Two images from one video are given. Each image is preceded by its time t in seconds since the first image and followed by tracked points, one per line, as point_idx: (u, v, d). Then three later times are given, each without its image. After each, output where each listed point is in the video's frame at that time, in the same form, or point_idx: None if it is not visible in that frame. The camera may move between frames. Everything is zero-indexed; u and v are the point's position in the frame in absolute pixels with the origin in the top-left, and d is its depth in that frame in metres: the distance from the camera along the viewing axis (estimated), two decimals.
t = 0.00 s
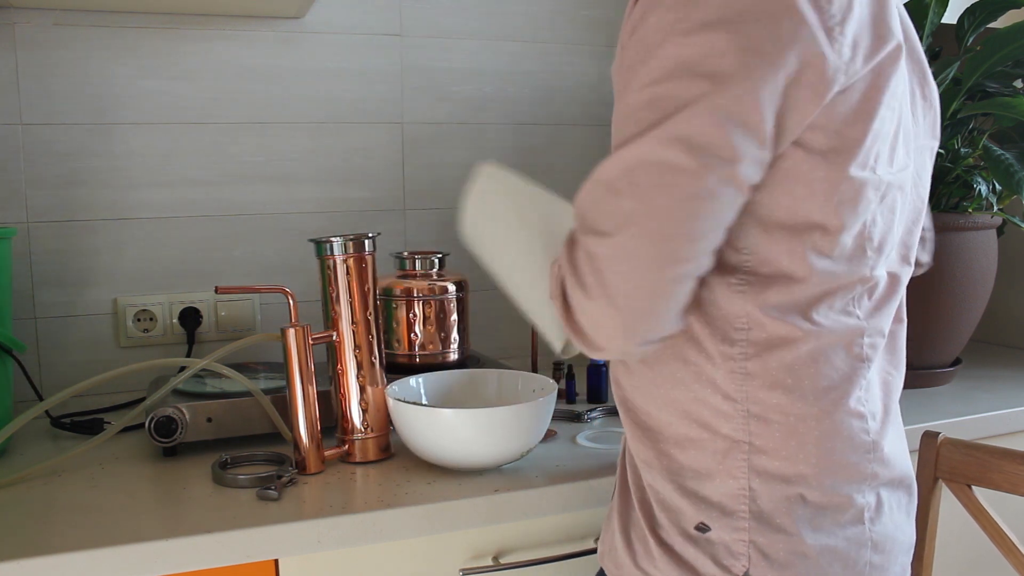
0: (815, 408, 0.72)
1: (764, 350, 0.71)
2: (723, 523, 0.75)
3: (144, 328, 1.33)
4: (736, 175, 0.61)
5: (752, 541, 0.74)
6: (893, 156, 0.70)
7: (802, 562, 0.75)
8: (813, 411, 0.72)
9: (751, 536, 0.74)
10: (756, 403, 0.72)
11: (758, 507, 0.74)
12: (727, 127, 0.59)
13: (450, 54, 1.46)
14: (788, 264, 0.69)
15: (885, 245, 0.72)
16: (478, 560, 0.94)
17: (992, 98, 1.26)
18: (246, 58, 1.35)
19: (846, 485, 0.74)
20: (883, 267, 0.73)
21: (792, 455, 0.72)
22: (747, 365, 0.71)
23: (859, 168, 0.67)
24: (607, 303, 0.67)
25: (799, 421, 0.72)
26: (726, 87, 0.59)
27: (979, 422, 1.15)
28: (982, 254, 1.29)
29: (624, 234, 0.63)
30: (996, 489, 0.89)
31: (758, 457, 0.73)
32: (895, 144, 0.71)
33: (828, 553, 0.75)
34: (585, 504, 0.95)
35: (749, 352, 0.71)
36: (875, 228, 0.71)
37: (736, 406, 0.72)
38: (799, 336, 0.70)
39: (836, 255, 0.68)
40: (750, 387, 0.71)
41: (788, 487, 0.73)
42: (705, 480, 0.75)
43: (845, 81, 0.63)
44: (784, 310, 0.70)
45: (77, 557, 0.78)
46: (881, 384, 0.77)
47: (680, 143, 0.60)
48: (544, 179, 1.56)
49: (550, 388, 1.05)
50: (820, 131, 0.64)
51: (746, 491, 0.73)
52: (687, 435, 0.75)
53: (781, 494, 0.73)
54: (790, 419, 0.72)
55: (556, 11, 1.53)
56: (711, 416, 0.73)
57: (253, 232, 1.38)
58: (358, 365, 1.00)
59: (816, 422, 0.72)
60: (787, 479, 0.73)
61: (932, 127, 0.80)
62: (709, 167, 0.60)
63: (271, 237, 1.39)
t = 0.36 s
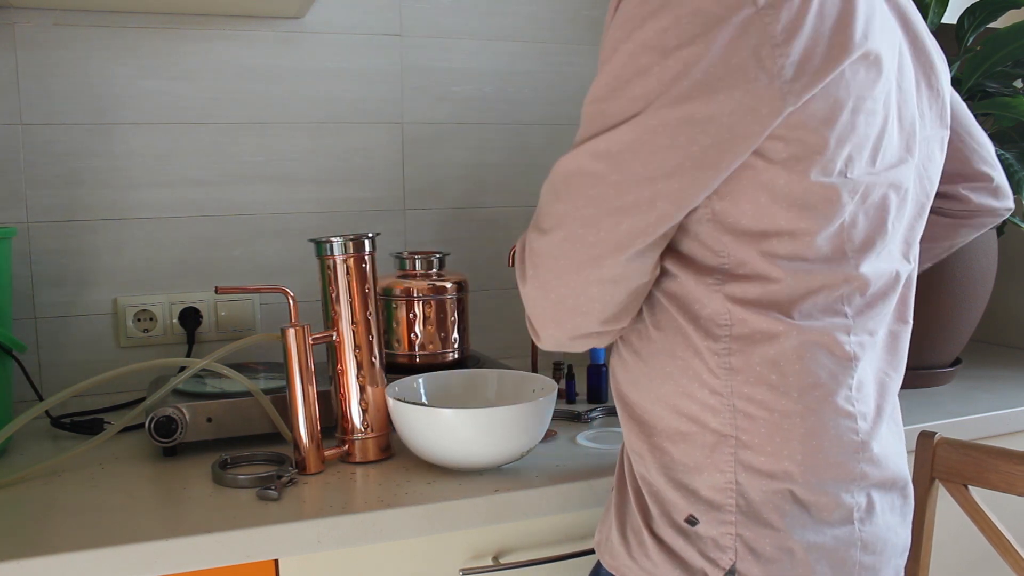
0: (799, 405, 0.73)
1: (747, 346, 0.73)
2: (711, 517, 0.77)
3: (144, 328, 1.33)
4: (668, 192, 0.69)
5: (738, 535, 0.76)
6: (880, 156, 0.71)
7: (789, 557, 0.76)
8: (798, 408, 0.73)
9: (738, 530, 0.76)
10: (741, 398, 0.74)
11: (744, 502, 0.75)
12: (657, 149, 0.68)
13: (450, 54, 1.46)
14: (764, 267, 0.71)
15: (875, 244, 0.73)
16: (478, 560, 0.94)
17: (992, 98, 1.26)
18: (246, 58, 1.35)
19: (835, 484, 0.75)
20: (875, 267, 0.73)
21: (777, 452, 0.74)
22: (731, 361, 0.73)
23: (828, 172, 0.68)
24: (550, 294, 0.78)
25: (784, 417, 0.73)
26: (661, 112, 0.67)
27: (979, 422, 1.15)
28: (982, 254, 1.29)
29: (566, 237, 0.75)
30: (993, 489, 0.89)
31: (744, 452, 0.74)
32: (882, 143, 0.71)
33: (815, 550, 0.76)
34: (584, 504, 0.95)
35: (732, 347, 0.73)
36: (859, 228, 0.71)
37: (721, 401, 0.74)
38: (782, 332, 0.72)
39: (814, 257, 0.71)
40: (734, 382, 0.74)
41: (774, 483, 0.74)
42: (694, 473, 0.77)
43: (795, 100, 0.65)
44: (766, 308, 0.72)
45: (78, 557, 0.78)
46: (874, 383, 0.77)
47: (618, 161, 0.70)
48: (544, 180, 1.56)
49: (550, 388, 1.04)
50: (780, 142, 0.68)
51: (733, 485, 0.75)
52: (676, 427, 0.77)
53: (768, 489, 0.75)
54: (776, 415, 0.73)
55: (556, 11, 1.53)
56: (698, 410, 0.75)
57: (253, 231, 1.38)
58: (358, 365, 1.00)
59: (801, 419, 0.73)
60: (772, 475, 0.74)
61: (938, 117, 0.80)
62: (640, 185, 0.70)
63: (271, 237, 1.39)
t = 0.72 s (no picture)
0: (801, 406, 0.73)
1: (747, 347, 0.73)
2: (714, 517, 0.77)
3: (144, 328, 1.33)
4: (676, 202, 0.69)
5: (742, 534, 0.76)
6: (874, 152, 0.71)
7: (794, 556, 0.76)
8: (799, 409, 0.73)
9: (741, 530, 0.76)
10: (743, 399, 0.73)
11: (748, 502, 0.75)
12: (662, 158, 0.68)
13: (450, 54, 1.46)
14: (764, 269, 0.72)
15: (874, 241, 0.73)
16: (478, 560, 0.94)
17: (992, 98, 1.25)
18: (246, 59, 1.35)
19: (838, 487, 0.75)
20: (875, 264, 0.74)
21: (780, 452, 0.74)
22: (732, 363, 0.73)
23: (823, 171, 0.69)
24: (561, 312, 0.78)
25: (785, 418, 0.73)
26: (663, 121, 0.67)
27: (979, 422, 1.15)
28: (982, 254, 1.29)
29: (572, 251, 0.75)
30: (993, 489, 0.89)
31: (747, 452, 0.74)
32: (877, 141, 0.72)
33: (819, 549, 0.76)
34: (584, 504, 0.95)
35: (733, 349, 0.73)
36: (856, 225, 0.72)
37: (722, 402, 0.74)
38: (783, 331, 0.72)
39: (812, 258, 0.71)
40: (736, 383, 0.74)
41: (778, 482, 0.74)
42: (697, 473, 0.77)
43: (794, 97, 0.65)
44: (766, 309, 0.72)
45: (77, 557, 0.78)
46: (875, 382, 0.77)
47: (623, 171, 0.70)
48: (544, 180, 1.56)
49: (549, 389, 1.04)
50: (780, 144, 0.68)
51: (736, 485, 0.75)
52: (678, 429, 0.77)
53: (770, 489, 0.75)
54: (778, 416, 0.73)
55: (556, 11, 1.53)
56: (700, 410, 0.75)
57: (253, 231, 1.38)
58: (358, 365, 1.00)
59: (801, 419, 0.73)
60: (775, 475, 0.74)
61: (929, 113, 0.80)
62: (648, 198, 0.70)
63: (271, 237, 1.39)
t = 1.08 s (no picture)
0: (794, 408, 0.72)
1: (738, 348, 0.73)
2: (709, 517, 0.77)
3: (144, 328, 1.34)
4: (658, 216, 0.74)
5: (736, 534, 0.76)
6: (866, 147, 0.67)
7: (788, 557, 0.75)
8: (788, 408, 0.72)
9: (735, 530, 0.76)
10: (733, 399, 0.73)
11: (743, 502, 0.75)
12: (649, 173, 0.75)
13: (450, 54, 1.46)
14: (748, 276, 0.71)
15: (873, 240, 0.68)
16: (478, 560, 0.94)
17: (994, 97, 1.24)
18: (246, 59, 1.35)
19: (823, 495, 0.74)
20: (874, 264, 0.68)
21: (771, 454, 0.73)
22: (722, 364, 0.74)
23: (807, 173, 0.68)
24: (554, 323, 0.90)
25: (777, 420, 0.72)
26: (650, 137, 0.74)
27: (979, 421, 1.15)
28: (983, 255, 1.29)
29: (578, 245, 0.86)
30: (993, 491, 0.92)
31: (739, 454, 0.74)
32: (868, 138, 0.67)
33: (813, 553, 0.75)
34: (584, 504, 0.95)
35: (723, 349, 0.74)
36: (848, 225, 0.68)
37: (715, 403, 0.74)
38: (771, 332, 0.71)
39: (799, 261, 0.69)
40: (728, 384, 0.73)
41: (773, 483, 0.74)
42: (691, 474, 0.77)
43: (765, 109, 0.68)
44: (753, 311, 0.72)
45: (77, 556, 0.78)
46: (868, 385, 0.72)
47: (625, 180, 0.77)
48: (544, 180, 1.56)
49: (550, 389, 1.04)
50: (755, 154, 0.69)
51: (730, 486, 0.75)
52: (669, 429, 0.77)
53: (765, 490, 0.74)
54: (769, 417, 0.72)
55: (556, 11, 1.53)
56: (692, 412, 0.75)
57: (253, 231, 1.38)
58: (358, 365, 1.00)
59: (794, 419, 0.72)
60: (769, 476, 0.74)
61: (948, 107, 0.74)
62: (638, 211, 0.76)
63: (271, 237, 1.39)
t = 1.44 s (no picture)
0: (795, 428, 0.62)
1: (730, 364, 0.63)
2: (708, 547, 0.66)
3: (144, 328, 1.34)
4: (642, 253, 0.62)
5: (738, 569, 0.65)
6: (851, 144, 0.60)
7: None
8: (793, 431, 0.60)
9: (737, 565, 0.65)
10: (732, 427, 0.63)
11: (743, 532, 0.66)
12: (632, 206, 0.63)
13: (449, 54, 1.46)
14: (737, 272, 0.59)
15: (864, 238, 0.60)
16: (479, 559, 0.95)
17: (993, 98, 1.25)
18: (246, 59, 1.35)
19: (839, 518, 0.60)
20: (861, 260, 0.60)
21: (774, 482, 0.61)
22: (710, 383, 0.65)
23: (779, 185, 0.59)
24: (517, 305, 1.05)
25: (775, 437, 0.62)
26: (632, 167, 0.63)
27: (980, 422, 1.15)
28: (982, 255, 1.29)
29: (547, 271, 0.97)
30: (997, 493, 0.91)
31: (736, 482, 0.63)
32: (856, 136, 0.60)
33: None
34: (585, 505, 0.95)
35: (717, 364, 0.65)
36: (837, 221, 0.59)
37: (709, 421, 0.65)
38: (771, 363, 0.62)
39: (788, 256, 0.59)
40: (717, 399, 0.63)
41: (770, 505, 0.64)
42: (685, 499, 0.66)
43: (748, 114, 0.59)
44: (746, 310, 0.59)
45: (78, 556, 0.78)
46: (865, 384, 0.60)
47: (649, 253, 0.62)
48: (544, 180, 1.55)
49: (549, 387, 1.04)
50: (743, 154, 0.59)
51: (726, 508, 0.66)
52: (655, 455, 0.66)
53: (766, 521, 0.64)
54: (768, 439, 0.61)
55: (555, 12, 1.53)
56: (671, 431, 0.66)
57: (253, 231, 1.38)
58: (358, 365, 1.00)
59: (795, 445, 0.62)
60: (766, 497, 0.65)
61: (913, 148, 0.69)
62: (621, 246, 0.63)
63: (271, 237, 1.39)
